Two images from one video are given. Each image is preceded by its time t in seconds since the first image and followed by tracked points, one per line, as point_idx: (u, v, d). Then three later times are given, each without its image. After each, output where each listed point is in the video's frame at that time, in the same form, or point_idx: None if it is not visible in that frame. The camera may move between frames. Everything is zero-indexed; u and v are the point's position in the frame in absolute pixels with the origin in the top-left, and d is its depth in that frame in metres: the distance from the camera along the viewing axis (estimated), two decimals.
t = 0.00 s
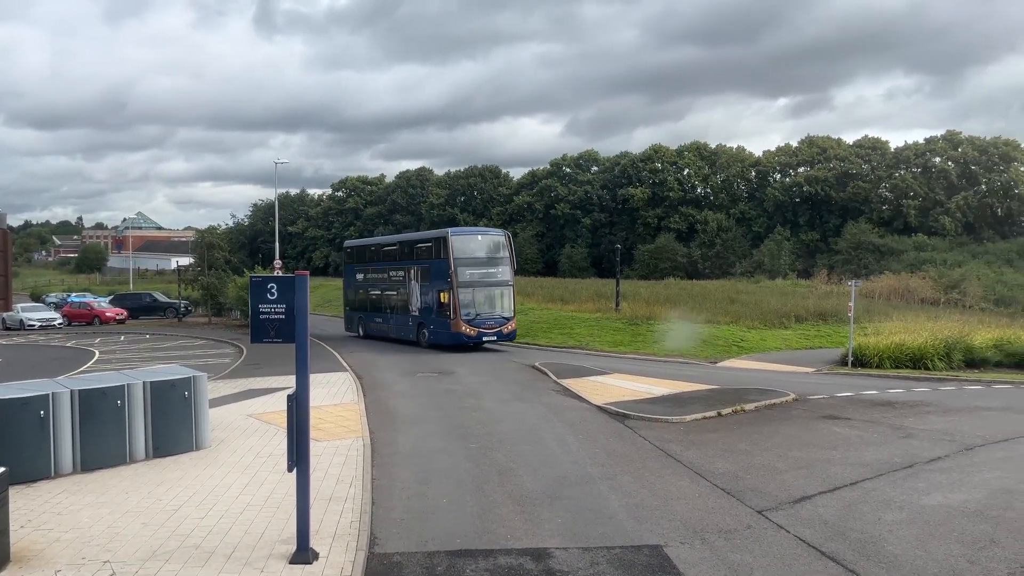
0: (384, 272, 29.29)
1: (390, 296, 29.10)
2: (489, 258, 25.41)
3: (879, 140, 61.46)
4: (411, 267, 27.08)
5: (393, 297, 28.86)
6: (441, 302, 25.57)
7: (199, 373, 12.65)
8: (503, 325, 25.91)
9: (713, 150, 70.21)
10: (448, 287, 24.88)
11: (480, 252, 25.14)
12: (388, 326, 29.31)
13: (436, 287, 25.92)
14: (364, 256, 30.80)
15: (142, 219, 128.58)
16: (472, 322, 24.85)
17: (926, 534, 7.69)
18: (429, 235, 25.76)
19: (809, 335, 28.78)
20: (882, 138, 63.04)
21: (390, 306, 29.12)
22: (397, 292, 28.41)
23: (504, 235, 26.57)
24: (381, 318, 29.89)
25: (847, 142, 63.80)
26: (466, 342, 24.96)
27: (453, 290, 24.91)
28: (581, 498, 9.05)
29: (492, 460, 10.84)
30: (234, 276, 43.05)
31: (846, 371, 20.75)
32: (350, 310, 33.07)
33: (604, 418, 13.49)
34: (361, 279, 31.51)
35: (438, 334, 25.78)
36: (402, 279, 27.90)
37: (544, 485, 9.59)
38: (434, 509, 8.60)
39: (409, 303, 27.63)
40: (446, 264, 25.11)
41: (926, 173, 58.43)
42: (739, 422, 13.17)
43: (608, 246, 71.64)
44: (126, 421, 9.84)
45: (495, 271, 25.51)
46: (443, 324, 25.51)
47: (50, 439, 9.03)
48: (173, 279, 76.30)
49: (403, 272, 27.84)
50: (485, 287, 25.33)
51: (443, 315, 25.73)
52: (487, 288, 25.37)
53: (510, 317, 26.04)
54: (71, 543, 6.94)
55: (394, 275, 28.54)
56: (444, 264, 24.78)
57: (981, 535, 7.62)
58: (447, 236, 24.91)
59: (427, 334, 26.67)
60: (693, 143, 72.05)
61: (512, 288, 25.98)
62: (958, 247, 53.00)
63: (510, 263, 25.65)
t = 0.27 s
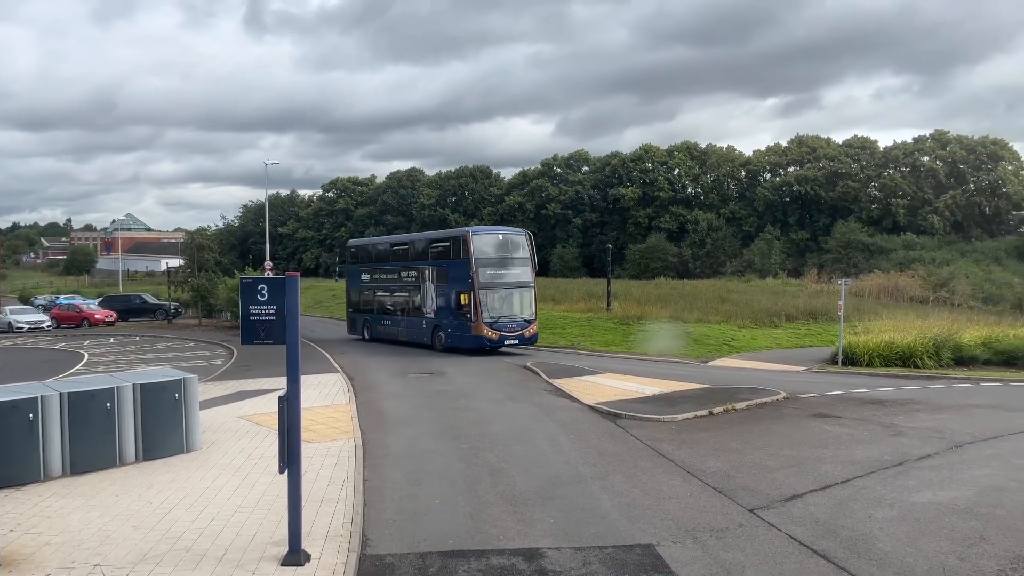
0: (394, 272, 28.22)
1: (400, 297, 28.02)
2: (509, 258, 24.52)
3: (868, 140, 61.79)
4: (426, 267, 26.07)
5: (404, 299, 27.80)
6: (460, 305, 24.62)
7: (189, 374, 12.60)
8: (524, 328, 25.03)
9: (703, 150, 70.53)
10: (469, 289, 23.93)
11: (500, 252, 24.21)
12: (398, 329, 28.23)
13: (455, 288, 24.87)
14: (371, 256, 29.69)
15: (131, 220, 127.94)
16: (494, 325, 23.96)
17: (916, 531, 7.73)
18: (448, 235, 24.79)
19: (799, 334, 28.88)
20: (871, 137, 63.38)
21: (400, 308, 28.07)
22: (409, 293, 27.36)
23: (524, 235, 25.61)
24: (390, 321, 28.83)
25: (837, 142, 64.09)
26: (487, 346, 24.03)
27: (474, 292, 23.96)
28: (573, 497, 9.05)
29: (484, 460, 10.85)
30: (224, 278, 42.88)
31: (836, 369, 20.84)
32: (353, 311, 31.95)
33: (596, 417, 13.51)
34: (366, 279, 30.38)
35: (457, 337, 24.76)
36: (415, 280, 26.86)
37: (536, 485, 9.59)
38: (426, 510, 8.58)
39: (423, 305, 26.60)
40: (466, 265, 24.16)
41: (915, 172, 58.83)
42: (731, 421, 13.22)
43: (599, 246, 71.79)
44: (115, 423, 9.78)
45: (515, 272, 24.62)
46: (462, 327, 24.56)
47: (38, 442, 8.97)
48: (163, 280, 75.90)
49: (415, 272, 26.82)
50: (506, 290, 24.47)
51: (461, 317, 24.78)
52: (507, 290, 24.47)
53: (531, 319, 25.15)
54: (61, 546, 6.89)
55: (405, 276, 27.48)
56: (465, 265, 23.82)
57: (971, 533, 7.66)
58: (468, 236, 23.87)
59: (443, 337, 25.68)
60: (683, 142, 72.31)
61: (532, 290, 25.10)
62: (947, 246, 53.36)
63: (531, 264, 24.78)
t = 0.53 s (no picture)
0: (406, 272, 27.15)
1: (413, 298, 26.94)
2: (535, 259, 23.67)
3: (856, 139, 62.11)
4: (445, 267, 25.06)
5: (417, 300, 26.75)
6: (483, 306, 23.66)
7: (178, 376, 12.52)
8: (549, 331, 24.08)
9: (692, 150, 70.82)
10: (495, 290, 22.99)
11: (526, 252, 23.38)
12: (410, 331, 27.15)
13: (478, 289, 23.84)
14: (381, 255, 28.55)
15: (120, 222, 127.29)
16: (520, 328, 22.99)
17: (906, 529, 7.77)
18: (470, 233, 23.82)
19: (789, 333, 29.02)
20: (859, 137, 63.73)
21: (413, 309, 27.00)
22: (423, 294, 26.30)
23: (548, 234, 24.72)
24: (401, 323, 27.76)
25: (825, 141, 64.34)
26: (512, 349, 23.11)
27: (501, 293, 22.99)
28: (564, 497, 9.05)
29: (475, 460, 10.84)
30: (214, 279, 42.68)
31: (826, 367, 20.95)
32: (357, 312, 30.78)
33: (587, 417, 13.53)
34: (374, 279, 29.26)
35: (479, 340, 23.73)
36: (431, 280, 25.85)
37: (527, 485, 9.59)
38: (417, 511, 8.57)
39: (440, 306, 25.58)
40: (491, 265, 23.23)
41: (902, 171, 59.20)
42: (722, 419, 13.26)
43: (589, 246, 71.91)
44: (104, 426, 9.72)
45: (541, 272, 23.77)
46: (485, 330, 23.61)
47: (26, 445, 8.90)
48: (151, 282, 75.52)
49: (432, 272, 25.79)
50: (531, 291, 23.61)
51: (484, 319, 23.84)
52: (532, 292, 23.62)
53: (556, 322, 24.24)
54: (50, 550, 6.84)
55: (419, 275, 26.44)
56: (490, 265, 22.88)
57: (960, 529, 7.71)
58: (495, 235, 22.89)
59: (463, 340, 24.70)
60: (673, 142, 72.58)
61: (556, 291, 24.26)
62: (934, 244, 53.70)
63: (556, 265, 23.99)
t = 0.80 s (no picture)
0: (422, 273, 26.30)
1: (429, 299, 26.12)
2: (564, 256, 22.80)
3: (844, 139, 62.45)
4: (467, 267, 24.31)
5: (434, 301, 25.94)
6: (510, 307, 22.96)
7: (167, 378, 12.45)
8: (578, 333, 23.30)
9: (681, 149, 71.15)
10: (525, 290, 22.32)
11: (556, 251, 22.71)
12: (426, 332, 26.31)
13: (505, 289, 23.11)
14: (391, 255, 27.67)
15: (107, 223, 126.61)
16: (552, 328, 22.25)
17: (894, 526, 7.82)
18: (496, 232, 23.12)
19: (778, 331, 29.17)
20: (846, 136, 64.08)
21: (428, 310, 26.17)
22: (442, 294, 25.49)
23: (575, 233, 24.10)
24: (414, 324, 26.88)
25: (813, 140, 64.63)
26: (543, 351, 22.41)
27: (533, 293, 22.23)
28: (555, 497, 9.05)
29: (466, 460, 10.83)
30: (203, 280, 42.50)
31: (815, 366, 21.06)
32: (361, 314, 29.79)
33: (577, 417, 13.54)
34: (382, 280, 28.32)
35: (507, 341, 22.99)
36: (450, 280, 25.08)
37: (518, 485, 9.59)
38: (408, 512, 8.55)
39: (460, 307, 24.78)
40: (520, 264, 22.55)
41: (890, 170, 59.58)
42: (712, 418, 13.30)
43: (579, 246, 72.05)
44: (93, 428, 9.66)
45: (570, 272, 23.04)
46: (512, 332, 22.89)
47: (13, 449, 8.83)
48: (139, 283, 75.10)
49: (450, 272, 25.01)
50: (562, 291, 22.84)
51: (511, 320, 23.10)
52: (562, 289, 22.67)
53: (585, 324, 23.48)
54: (38, 554, 6.80)
55: (436, 276, 25.64)
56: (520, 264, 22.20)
57: (947, 526, 7.77)
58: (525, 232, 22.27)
59: (487, 342, 23.94)
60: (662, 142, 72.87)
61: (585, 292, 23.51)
62: (922, 243, 54.10)
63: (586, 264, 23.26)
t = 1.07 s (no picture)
0: (440, 272, 25.00)
1: (448, 300, 24.86)
2: (598, 256, 21.65)
3: (832, 139, 62.71)
4: (492, 267, 23.06)
5: (454, 302, 24.68)
6: (541, 309, 21.79)
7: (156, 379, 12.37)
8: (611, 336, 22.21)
9: (671, 149, 71.40)
10: (559, 291, 21.14)
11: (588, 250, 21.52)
12: (444, 335, 25.07)
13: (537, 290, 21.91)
14: (405, 253, 26.29)
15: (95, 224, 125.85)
16: (587, 331, 21.12)
17: (883, 524, 7.85)
18: (527, 230, 21.88)
19: (768, 330, 29.28)
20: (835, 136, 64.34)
21: (447, 311, 24.91)
22: (463, 295, 24.23)
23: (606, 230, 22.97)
24: (431, 326, 25.61)
25: (802, 140, 64.88)
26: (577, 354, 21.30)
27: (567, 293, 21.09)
28: (546, 497, 9.05)
29: (457, 461, 10.82)
30: (192, 281, 42.30)
31: (805, 365, 21.14)
32: (369, 315, 28.34)
33: (568, 416, 13.55)
34: (394, 280, 26.95)
35: (539, 344, 21.85)
36: (472, 281, 23.83)
37: (509, 485, 9.58)
38: (399, 513, 8.53)
39: (484, 308, 23.54)
40: (554, 264, 21.36)
41: (878, 170, 59.86)
42: (702, 417, 13.34)
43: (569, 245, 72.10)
44: (81, 431, 9.59)
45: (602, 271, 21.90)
46: (544, 335, 21.73)
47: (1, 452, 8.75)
48: (128, 284, 74.67)
49: (473, 272, 23.76)
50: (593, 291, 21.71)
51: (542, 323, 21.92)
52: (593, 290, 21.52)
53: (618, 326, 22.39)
54: (25, 557, 6.75)
55: (457, 276, 24.36)
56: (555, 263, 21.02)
57: (936, 524, 7.80)
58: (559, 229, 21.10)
59: (515, 345, 22.75)
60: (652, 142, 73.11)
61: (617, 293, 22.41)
62: (910, 242, 54.43)
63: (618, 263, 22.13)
